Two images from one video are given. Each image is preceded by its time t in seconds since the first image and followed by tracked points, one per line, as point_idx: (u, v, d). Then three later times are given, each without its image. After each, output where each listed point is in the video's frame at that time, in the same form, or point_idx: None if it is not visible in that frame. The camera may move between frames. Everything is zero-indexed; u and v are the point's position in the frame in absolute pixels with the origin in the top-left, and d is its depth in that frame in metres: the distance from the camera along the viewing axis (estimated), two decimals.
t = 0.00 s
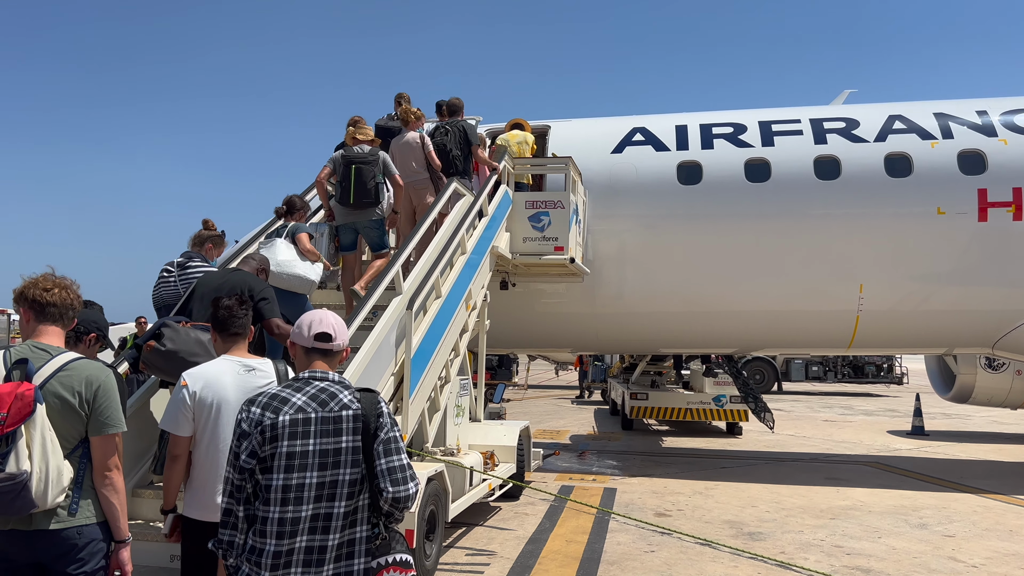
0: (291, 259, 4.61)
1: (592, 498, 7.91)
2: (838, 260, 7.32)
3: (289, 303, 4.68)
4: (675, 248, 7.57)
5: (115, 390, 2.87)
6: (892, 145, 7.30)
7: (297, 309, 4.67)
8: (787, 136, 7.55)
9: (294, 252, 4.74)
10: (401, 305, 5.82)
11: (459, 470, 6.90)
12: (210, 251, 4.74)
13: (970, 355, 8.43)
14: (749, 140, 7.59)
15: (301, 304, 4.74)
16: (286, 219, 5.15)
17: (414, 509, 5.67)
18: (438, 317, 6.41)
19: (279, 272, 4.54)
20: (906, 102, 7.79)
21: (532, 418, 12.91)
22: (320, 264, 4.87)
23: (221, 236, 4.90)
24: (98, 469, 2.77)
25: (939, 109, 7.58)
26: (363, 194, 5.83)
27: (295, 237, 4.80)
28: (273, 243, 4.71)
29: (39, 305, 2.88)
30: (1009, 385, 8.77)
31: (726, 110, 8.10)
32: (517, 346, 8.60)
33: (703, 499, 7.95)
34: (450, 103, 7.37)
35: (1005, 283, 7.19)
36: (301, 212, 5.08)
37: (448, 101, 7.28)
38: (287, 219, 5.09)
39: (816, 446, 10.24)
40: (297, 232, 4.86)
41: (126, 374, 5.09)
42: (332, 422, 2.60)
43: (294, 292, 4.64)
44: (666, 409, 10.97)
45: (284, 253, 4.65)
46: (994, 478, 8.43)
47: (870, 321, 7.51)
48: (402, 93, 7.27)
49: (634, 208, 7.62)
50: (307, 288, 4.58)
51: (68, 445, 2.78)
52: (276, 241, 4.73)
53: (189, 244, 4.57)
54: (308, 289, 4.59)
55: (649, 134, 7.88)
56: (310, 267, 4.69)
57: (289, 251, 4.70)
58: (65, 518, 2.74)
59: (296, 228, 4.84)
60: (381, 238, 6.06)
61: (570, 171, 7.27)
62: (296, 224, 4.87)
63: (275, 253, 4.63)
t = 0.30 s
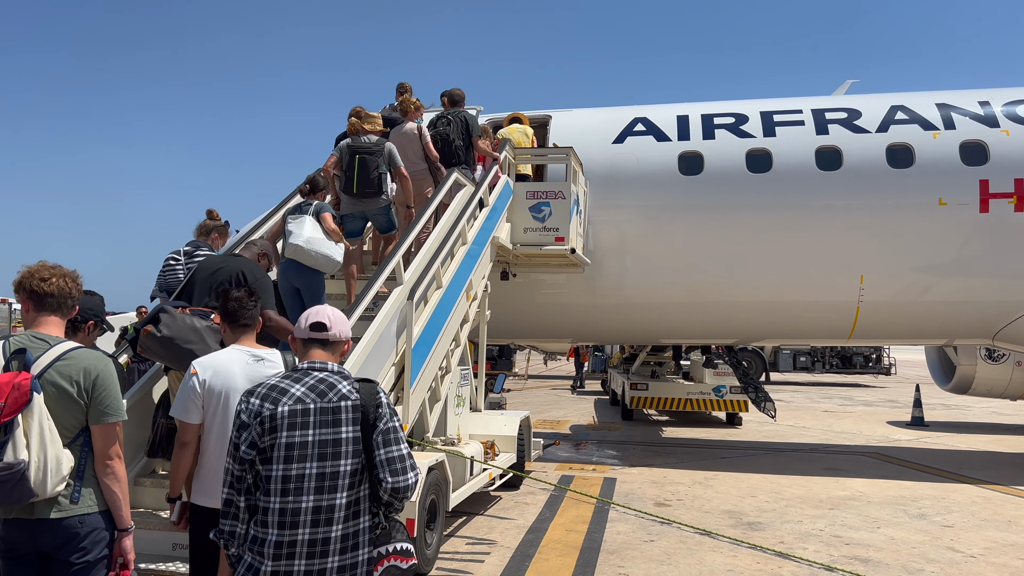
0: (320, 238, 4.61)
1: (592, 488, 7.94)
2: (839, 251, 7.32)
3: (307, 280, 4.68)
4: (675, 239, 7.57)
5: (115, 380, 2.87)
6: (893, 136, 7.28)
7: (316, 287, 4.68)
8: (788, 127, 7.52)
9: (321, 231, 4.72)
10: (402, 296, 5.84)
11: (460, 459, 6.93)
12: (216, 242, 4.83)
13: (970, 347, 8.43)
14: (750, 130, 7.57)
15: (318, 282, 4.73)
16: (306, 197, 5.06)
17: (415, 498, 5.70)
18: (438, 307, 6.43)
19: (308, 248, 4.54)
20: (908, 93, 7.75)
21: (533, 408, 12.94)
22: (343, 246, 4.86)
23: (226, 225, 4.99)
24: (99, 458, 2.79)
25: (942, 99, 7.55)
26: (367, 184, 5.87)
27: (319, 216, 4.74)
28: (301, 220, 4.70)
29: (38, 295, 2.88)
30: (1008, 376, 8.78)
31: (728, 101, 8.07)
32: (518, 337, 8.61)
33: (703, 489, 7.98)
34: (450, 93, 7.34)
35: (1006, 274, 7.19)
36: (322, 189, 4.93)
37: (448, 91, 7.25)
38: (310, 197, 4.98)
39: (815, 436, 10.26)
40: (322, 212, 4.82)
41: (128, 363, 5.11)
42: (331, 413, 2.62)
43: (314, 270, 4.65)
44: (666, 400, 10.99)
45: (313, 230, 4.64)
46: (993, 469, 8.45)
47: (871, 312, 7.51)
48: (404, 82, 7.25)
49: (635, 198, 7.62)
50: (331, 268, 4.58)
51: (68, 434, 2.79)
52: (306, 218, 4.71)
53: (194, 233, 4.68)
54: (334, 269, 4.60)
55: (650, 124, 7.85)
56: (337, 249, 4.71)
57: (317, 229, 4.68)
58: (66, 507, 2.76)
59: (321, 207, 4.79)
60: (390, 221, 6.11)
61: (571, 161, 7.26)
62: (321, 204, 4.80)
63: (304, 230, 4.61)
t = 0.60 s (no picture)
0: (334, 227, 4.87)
1: (588, 479, 7.96)
2: (836, 243, 7.32)
3: (312, 265, 4.91)
4: (673, 231, 7.57)
5: (113, 370, 2.86)
6: (891, 129, 7.27)
7: (320, 272, 4.91)
8: (786, 119, 7.51)
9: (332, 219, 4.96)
10: (399, 287, 5.84)
11: (457, 450, 6.94)
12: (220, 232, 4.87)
13: (966, 339, 8.45)
14: (749, 122, 7.56)
15: (320, 269, 4.96)
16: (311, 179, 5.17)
17: (411, 489, 5.72)
18: (435, 299, 6.42)
19: (323, 237, 4.80)
20: (907, 85, 7.73)
21: (530, 399, 12.96)
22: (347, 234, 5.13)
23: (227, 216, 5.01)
24: (96, 448, 2.78)
25: (940, 92, 7.53)
26: (374, 164, 6.16)
27: (332, 204, 5.02)
28: (317, 205, 4.93)
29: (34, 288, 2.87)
30: (1003, 368, 8.79)
31: (726, 92, 8.05)
32: (515, 328, 8.62)
33: (699, 480, 8.01)
34: (449, 86, 7.32)
35: (1002, 267, 7.20)
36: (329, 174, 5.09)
37: (447, 84, 7.22)
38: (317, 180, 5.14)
39: (811, 428, 10.29)
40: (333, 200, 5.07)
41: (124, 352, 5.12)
42: (322, 402, 2.62)
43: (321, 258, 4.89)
44: (663, 391, 11.01)
45: (327, 218, 4.88)
46: (988, 461, 8.48)
47: (868, 304, 7.53)
48: (404, 73, 7.23)
49: (633, 189, 7.61)
50: (339, 257, 4.84)
51: (66, 425, 2.79)
52: (321, 205, 4.94)
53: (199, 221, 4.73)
54: (341, 259, 4.87)
55: (648, 116, 7.84)
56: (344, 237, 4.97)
57: (330, 216, 4.92)
58: (65, 497, 2.76)
59: (334, 195, 5.06)
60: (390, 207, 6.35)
61: (569, 152, 7.25)
62: (333, 191, 5.05)
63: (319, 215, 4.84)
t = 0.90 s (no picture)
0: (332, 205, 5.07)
1: (579, 471, 7.99)
2: (828, 238, 7.35)
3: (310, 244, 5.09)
4: (664, 224, 7.59)
5: (106, 358, 2.87)
6: (883, 124, 7.29)
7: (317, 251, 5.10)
8: (779, 113, 7.53)
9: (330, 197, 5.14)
10: (392, 277, 5.85)
11: (448, 442, 6.96)
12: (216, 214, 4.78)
13: (955, 334, 8.50)
14: (741, 116, 7.57)
15: (316, 248, 5.15)
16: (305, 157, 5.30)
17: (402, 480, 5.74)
18: (427, 291, 6.42)
19: (325, 217, 4.94)
20: (899, 81, 7.75)
21: (521, 392, 12.98)
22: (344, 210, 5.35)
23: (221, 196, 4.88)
24: (89, 436, 2.78)
25: (932, 88, 7.55)
26: (370, 152, 6.19)
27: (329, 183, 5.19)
28: (317, 186, 5.02)
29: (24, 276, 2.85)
30: (991, 363, 8.85)
31: (719, 86, 8.05)
32: (508, 321, 8.63)
33: (689, 473, 8.04)
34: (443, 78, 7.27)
35: (992, 264, 7.24)
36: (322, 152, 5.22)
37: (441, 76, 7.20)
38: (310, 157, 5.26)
39: (801, 422, 10.35)
40: (329, 178, 5.23)
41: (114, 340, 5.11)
42: (309, 390, 2.62)
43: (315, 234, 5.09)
44: (654, 384, 11.04)
45: (327, 197, 5.01)
46: (975, 455, 8.55)
47: (858, 299, 7.57)
48: (400, 64, 7.17)
49: (625, 182, 7.62)
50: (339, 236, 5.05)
51: (59, 413, 2.79)
52: (319, 183, 5.07)
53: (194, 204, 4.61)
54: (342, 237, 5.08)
55: (641, 109, 7.84)
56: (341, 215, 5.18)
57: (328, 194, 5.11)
58: (58, 484, 2.75)
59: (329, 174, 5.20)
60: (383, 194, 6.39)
61: (562, 145, 7.26)
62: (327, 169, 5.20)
63: (318, 194, 5.01)
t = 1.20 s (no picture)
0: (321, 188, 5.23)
1: (562, 465, 8.01)
2: (812, 235, 7.39)
3: (304, 226, 5.30)
4: (648, 220, 7.61)
5: (88, 350, 2.83)
6: (866, 123, 7.34)
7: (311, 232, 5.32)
8: (764, 111, 7.56)
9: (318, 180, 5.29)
10: (376, 271, 5.83)
11: (431, 436, 6.96)
12: (206, 193, 4.71)
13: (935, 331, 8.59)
14: (726, 113, 7.60)
15: (311, 229, 5.35)
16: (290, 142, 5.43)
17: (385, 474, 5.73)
18: (411, 285, 6.40)
19: (314, 200, 5.11)
20: (883, 79, 7.80)
21: (505, 386, 12.99)
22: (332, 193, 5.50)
23: (212, 175, 4.84)
24: (71, 428, 2.75)
25: (914, 87, 7.60)
26: (340, 147, 6.15)
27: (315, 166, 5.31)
28: (303, 169, 5.19)
29: (2, 267, 2.85)
30: (970, 360, 8.94)
31: (705, 82, 8.07)
32: (492, 315, 8.63)
33: (671, 468, 8.08)
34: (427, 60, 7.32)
35: (971, 262, 7.29)
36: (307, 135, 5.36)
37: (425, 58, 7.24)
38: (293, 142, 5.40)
39: (782, 417, 10.43)
40: (315, 161, 5.36)
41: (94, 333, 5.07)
42: (293, 385, 2.61)
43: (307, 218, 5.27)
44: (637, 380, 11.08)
45: (315, 181, 5.18)
46: (953, 451, 8.65)
47: (839, 296, 7.62)
48: (387, 57, 7.18)
49: (610, 178, 7.62)
50: (330, 218, 5.21)
51: (40, 405, 2.76)
52: (306, 166, 5.23)
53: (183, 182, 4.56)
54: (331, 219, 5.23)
55: (627, 105, 7.85)
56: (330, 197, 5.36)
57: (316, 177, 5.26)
58: (40, 477, 2.72)
59: (316, 157, 5.32)
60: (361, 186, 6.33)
61: (547, 139, 7.25)
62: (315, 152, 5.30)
63: (306, 178, 5.16)
